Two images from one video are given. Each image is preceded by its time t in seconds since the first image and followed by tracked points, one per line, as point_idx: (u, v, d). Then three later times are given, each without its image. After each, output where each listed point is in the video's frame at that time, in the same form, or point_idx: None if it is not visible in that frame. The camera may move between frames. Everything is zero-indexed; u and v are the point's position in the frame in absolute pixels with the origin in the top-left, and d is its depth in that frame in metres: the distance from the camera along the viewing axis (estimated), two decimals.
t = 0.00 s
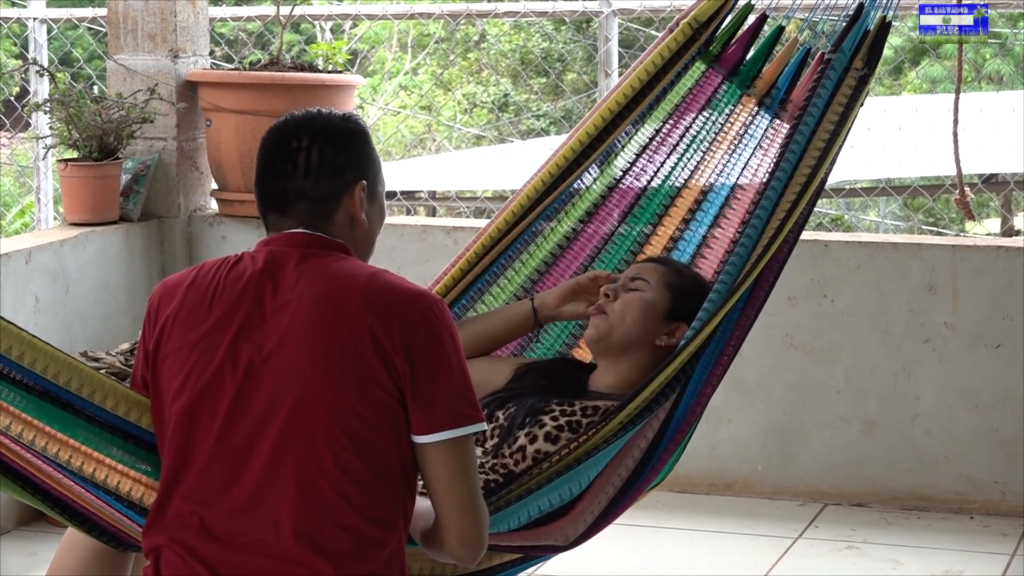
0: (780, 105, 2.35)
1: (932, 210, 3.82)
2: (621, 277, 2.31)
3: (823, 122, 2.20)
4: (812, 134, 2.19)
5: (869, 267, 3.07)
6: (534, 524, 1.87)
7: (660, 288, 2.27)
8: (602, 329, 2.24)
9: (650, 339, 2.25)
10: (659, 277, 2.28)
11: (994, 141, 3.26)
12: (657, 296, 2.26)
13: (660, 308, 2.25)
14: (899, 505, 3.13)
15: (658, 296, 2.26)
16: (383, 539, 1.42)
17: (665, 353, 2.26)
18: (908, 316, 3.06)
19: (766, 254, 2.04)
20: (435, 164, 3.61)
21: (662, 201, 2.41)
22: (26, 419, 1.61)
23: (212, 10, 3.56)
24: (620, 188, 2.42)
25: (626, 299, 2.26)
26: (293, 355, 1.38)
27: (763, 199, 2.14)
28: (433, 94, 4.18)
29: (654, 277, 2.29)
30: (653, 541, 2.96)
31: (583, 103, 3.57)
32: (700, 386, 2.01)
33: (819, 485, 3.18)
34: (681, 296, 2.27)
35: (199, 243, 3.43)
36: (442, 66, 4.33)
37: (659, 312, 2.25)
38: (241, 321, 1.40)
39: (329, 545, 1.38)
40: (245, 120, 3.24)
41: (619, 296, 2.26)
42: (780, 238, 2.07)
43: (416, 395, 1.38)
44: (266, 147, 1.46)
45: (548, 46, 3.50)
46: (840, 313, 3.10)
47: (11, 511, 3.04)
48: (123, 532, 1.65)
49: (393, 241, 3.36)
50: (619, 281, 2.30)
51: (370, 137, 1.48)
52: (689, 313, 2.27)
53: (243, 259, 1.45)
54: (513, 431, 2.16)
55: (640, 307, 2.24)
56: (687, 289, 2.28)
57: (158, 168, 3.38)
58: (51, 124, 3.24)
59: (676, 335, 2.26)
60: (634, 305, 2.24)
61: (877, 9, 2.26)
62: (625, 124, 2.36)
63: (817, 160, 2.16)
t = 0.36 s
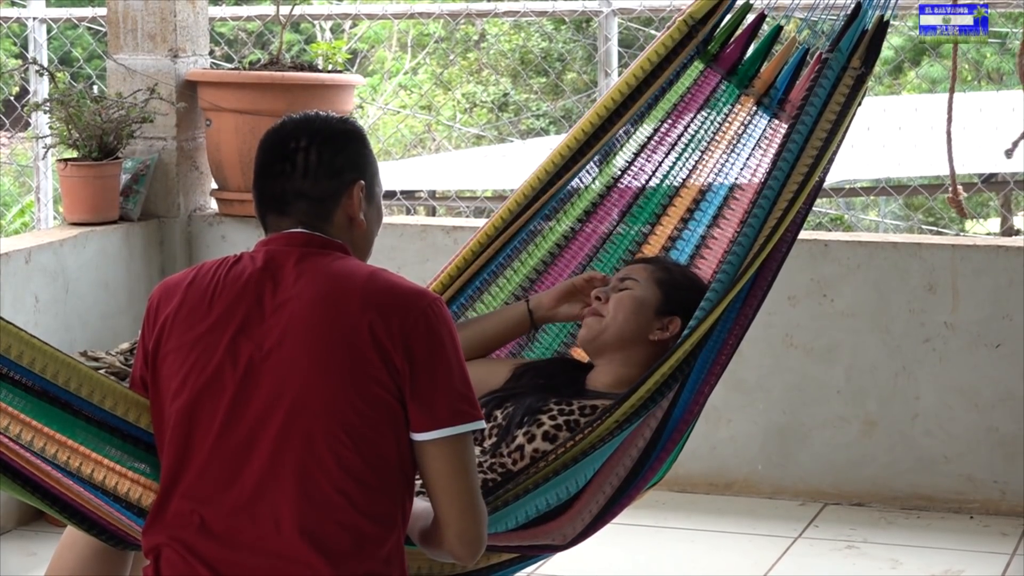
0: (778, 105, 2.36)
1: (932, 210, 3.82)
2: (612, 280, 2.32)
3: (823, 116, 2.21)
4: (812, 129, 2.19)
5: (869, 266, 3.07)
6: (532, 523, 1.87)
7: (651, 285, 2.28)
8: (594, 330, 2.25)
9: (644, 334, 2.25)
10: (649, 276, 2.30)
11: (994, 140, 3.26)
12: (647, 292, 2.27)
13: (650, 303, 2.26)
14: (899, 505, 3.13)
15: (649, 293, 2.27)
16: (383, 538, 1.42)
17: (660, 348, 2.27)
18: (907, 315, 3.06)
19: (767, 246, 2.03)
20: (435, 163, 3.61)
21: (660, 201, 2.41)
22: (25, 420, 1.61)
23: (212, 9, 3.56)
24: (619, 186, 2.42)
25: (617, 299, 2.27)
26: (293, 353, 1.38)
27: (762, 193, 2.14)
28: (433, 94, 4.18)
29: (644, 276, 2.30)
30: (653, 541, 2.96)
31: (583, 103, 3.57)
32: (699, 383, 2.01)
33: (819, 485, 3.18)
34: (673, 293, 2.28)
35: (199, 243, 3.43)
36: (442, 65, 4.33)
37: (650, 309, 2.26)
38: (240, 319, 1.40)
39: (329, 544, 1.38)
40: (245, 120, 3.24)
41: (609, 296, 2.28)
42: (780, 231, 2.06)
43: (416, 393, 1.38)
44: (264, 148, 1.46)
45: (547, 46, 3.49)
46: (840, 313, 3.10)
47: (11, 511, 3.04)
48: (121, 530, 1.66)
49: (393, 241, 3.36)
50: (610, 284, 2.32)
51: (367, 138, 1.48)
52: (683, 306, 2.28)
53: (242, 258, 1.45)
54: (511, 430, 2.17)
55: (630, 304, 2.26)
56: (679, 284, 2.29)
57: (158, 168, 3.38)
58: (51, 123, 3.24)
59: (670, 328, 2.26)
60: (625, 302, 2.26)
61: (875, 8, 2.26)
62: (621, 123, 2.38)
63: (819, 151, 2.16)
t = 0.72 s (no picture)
0: (778, 106, 2.36)
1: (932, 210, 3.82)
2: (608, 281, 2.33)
3: (825, 114, 2.20)
4: (813, 128, 2.19)
5: (869, 266, 3.07)
6: (533, 524, 1.87)
7: (646, 284, 2.28)
8: (592, 335, 2.26)
9: (639, 333, 2.26)
10: (644, 276, 2.29)
11: (994, 140, 3.26)
12: (641, 291, 2.27)
13: (645, 302, 2.27)
14: (899, 505, 3.13)
15: (645, 292, 2.27)
16: (381, 539, 1.42)
17: (658, 346, 2.27)
18: (907, 315, 3.05)
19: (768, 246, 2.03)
20: (434, 163, 3.57)
21: (660, 201, 2.40)
22: (24, 420, 1.61)
23: (211, 9, 3.56)
24: (619, 187, 2.41)
25: (612, 301, 2.27)
26: (291, 354, 1.37)
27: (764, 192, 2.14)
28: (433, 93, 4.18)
29: (639, 277, 2.30)
30: (653, 541, 2.95)
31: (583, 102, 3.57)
32: (700, 382, 2.01)
33: (819, 485, 3.17)
34: (669, 291, 2.28)
35: (198, 243, 3.42)
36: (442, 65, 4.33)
37: (646, 307, 2.26)
38: (239, 320, 1.40)
39: (327, 545, 1.38)
40: (244, 119, 3.24)
41: (603, 298, 2.28)
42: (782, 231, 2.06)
43: (414, 393, 1.38)
44: (264, 145, 1.45)
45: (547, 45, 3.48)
46: (840, 313, 3.09)
47: (9, 511, 3.03)
48: (120, 530, 1.65)
49: (392, 241, 3.35)
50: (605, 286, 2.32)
51: (367, 138, 1.48)
52: (679, 303, 2.28)
53: (241, 258, 1.45)
54: (511, 431, 2.17)
55: (624, 304, 2.26)
56: (676, 283, 2.29)
57: (157, 168, 3.37)
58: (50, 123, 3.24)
59: (666, 325, 2.26)
60: (619, 303, 2.26)
61: (876, 8, 2.26)
62: (621, 122, 2.38)
63: (821, 149, 2.16)
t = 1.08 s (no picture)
0: (788, 100, 2.30)
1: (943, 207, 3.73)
2: (612, 282, 2.27)
3: (837, 108, 2.13)
4: (824, 123, 2.11)
5: (881, 266, 2.99)
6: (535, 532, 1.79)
7: (651, 284, 2.22)
8: (595, 337, 2.21)
9: (644, 335, 2.20)
10: (648, 276, 2.24)
11: (1007, 136, 3.19)
12: (646, 292, 2.22)
13: (650, 303, 2.21)
14: (911, 512, 3.06)
15: (649, 293, 2.21)
16: (376, 548, 1.37)
17: (663, 348, 2.21)
18: (920, 316, 2.98)
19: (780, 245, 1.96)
20: (431, 160, 3.48)
21: (667, 198, 2.36)
22: (9, 424, 1.56)
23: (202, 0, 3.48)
24: (623, 184, 2.37)
25: (615, 301, 2.21)
26: (284, 357, 1.33)
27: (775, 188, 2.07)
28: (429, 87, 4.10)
29: (644, 277, 2.24)
30: (657, 550, 2.88)
31: (585, 97, 3.50)
32: (707, 384, 1.93)
33: (829, 491, 3.10)
34: (675, 290, 2.22)
35: (188, 242, 3.34)
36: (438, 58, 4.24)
37: (651, 308, 2.20)
38: (229, 321, 1.35)
39: (320, 555, 1.33)
40: (235, 114, 3.15)
41: (607, 300, 2.22)
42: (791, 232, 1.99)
43: (410, 398, 1.33)
44: (267, 136, 1.42)
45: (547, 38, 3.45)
46: (850, 314, 3.02)
47: None
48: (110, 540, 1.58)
49: (389, 239, 3.28)
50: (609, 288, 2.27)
51: (371, 136, 1.45)
52: (684, 303, 2.21)
53: (232, 258, 1.40)
54: (512, 436, 2.10)
55: (628, 305, 2.20)
56: (682, 282, 2.23)
57: (146, 164, 3.30)
58: (35, 118, 3.16)
59: (672, 327, 2.20)
60: (623, 304, 2.21)
61: None
62: (626, 118, 2.31)
63: (831, 147, 2.09)
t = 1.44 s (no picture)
0: (801, 92, 2.22)
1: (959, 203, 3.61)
2: (618, 281, 2.19)
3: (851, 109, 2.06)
4: (840, 121, 2.05)
5: (896, 264, 2.90)
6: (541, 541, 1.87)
7: (658, 284, 2.13)
8: (599, 338, 2.12)
9: (651, 335, 2.10)
10: (656, 276, 2.15)
11: None
12: (653, 292, 2.12)
13: (658, 303, 2.11)
14: (928, 521, 2.96)
15: (656, 292, 2.12)
16: (369, 560, 1.33)
17: (672, 350, 2.11)
18: (937, 317, 2.89)
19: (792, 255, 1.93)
20: (428, 154, 3.40)
21: (674, 194, 2.28)
22: None
23: None
24: (628, 179, 2.29)
25: (620, 301, 2.12)
26: (273, 359, 1.28)
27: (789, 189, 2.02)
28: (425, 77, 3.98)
29: (651, 276, 2.15)
30: (663, 560, 2.78)
31: (589, 88, 3.40)
32: (715, 394, 1.95)
33: (842, 499, 3.00)
34: (682, 290, 2.12)
35: (173, 237, 3.23)
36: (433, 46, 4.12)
37: (657, 308, 2.11)
38: (216, 322, 1.31)
39: (310, 566, 1.29)
40: (222, 105, 3.04)
41: (612, 300, 2.13)
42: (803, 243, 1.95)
43: (405, 403, 1.29)
44: (280, 127, 1.39)
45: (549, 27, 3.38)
46: (863, 314, 2.93)
47: None
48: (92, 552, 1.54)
49: (384, 237, 3.18)
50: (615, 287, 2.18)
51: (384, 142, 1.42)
52: (694, 304, 2.12)
53: (220, 255, 1.36)
54: (514, 443, 2.01)
55: (634, 305, 2.11)
56: (689, 281, 2.14)
57: (130, 158, 3.19)
58: (14, 110, 3.06)
59: (680, 328, 2.10)
60: (629, 304, 2.11)
61: None
62: (632, 109, 2.22)
63: (845, 151, 2.03)
